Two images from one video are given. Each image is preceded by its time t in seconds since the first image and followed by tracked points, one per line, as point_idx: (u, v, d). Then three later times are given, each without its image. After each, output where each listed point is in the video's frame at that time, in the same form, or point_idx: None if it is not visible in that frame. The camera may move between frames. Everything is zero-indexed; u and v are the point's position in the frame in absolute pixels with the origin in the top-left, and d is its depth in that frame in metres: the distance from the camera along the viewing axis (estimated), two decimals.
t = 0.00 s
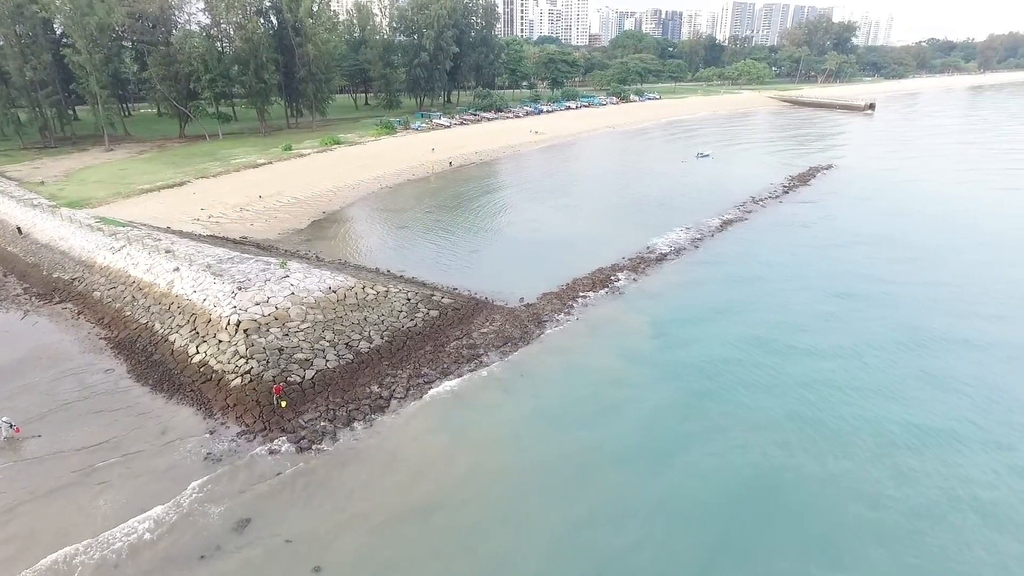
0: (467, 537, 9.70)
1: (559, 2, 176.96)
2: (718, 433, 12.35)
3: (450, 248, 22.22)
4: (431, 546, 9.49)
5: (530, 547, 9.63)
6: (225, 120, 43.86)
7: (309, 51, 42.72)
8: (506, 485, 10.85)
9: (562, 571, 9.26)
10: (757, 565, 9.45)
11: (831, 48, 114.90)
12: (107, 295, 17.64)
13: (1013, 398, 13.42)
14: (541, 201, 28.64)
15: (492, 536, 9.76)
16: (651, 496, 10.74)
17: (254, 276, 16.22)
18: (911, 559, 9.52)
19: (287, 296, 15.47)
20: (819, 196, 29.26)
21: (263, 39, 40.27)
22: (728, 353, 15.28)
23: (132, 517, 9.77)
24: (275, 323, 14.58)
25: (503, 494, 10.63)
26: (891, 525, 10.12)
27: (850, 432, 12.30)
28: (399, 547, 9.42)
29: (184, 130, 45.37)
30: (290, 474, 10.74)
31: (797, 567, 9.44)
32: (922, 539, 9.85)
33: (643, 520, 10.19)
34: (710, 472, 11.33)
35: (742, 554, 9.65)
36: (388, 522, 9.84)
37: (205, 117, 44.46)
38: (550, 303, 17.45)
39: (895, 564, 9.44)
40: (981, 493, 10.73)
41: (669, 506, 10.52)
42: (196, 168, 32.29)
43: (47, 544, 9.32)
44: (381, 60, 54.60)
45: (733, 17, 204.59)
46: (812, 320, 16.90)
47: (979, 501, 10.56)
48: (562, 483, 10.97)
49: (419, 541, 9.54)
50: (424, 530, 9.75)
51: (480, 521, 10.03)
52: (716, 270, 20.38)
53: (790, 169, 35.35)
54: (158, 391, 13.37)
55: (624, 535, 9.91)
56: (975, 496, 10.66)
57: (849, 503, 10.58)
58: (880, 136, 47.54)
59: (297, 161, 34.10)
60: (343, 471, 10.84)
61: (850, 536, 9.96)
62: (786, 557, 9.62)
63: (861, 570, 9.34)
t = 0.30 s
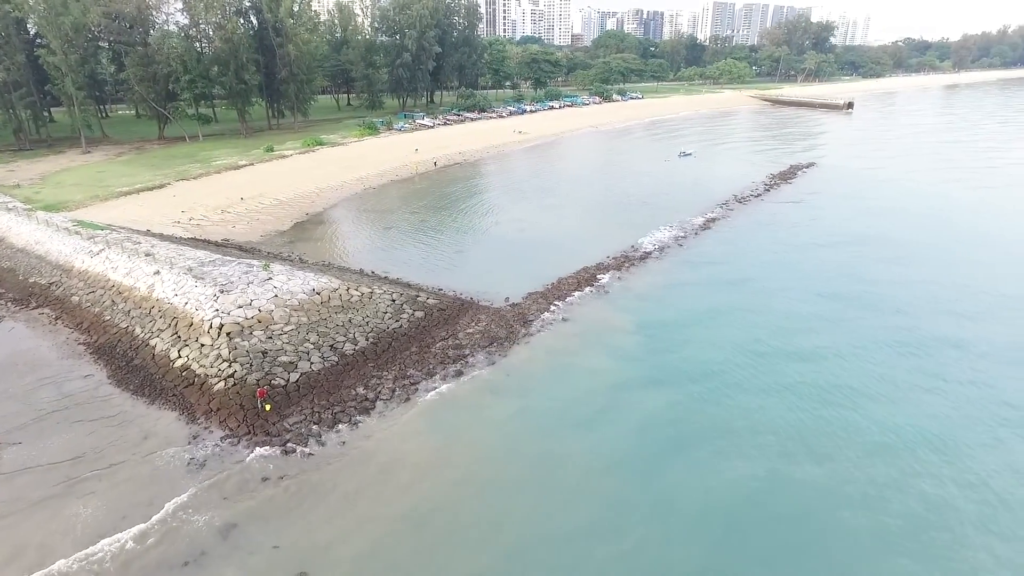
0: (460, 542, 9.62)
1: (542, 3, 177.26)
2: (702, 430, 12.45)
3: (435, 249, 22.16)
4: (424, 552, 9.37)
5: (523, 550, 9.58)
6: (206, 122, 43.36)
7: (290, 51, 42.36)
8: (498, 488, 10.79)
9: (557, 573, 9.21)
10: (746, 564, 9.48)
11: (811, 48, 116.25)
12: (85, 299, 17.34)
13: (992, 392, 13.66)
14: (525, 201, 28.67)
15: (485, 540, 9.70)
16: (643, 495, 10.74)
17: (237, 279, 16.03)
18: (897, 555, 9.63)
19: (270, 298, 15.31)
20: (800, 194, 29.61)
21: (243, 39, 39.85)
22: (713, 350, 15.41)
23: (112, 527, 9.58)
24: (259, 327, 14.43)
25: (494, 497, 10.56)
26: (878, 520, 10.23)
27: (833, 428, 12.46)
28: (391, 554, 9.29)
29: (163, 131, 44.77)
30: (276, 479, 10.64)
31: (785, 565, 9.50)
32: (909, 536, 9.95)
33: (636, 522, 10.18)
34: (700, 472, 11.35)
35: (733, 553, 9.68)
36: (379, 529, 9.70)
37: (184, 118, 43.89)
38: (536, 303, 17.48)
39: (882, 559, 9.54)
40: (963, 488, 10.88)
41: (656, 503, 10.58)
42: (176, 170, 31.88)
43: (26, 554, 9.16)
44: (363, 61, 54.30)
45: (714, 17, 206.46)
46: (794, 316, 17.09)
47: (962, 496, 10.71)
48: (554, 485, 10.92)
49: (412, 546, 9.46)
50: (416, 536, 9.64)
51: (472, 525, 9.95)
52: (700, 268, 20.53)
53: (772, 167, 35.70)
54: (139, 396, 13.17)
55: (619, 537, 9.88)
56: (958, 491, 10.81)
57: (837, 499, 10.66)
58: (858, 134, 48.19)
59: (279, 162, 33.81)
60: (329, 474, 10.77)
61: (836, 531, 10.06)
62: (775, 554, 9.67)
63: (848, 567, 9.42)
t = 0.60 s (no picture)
0: (452, 545, 9.59)
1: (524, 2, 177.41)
2: (687, 426, 12.56)
3: (419, 249, 22.10)
4: (416, 556, 9.32)
5: (516, 552, 9.56)
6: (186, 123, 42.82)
7: (271, 52, 41.95)
8: (489, 489, 10.76)
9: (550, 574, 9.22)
10: (733, 559, 9.54)
11: (791, 47, 117.53)
12: (64, 304, 17.06)
13: (971, 384, 13.89)
14: (510, 201, 28.69)
15: (478, 542, 9.67)
16: (633, 494, 10.77)
17: (220, 281, 15.84)
18: (881, 547, 9.73)
19: (253, 301, 15.16)
20: (781, 192, 29.93)
21: (223, 40, 39.43)
22: (697, 348, 15.53)
23: (93, 534, 9.45)
24: (242, 329, 14.28)
25: (486, 499, 10.54)
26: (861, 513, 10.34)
27: (815, 421, 12.62)
28: (383, 558, 9.24)
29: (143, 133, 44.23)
30: (261, 483, 10.54)
31: (769, 558, 9.57)
32: (893, 528, 10.06)
33: (626, 520, 10.21)
34: (688, 468, 11.43)
35: (719, 548, 9.74)
36: (370, 533, 9.64)
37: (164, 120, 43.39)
38: (521, 302, 17.50)
39: (866, 551, 9.66)
40: (944, 480, 11.02)
41: (641, 500, 10.64)
42: (157, 173, 31.49)
43: (6, 563, 9.00)
44: (345, 61, 54.04)
45: (695, 17, 208.11)
46: (777, 314, 17.27)
47: (944, 487, 10.85)
48: (545, 485, 10.92)
49: (403, 549, 9.41)
50: (408, 538, 9.60)
51: (463, 526, 9.92)
52: (684, 266, 20.69)
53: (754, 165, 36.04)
54: (121, 402, 12.98)
55: (610, 536, 9.92)
56: (940, 483, 10.95)
57: (819, 493, 10.79)
58: (838, 132, 48.82)
59: (261, 163, 33.53)
60: (315, 477, 10.69)
61: (820, 524, 10.16)
62: (760, 548, 9.74)
63: (832, 560, 9.51)
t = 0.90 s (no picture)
0: (448, 548, 9.54)
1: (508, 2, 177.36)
2: (674, 424, 12.65)
3: (405, 250, 22.05)
4: (409, 559, 9.27)
5: (511, 553, 9.54)
6: (166, 125, 42.26)
7: (253, 52, 41.57)
8: (482, 491, 10.73)
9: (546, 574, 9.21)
10: (720, 554, 9.63)
11: (772, 47, 118.64)
12: (43, 309, 16.81)
13: (950, 378, 14.12)
14: (496, 200, 28.70)
15: (473, 545, 9.63)
16: (621, 491, 10.84)
17: (203, 284, 15.68)
18: (864, 540, 9.84)
19: (238, 304, 15.02)
20: (764, 190, 30.24)
21: (204, 40, 38.97)
22: (683, 346, 15.65)
23: (74, 543, 9.30)
24: (227, 333, 14.15)
25: (479, 501, 10.50)
26: (846, 508, 10.45)
27: (798, 417, 12.77)
28: (374, 560, 9.20)
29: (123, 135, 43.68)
30: (248, 487, 10.46)
31: (757, 554, 9.65)
32: (876, 521, 10.18)
33: (619, 520, 10.23)
34: (676, 465, 11.51)
35: (709, 546, 9.80)
36: (364, 538, 9.57)
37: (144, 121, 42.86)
38: (508, 302, 17.52)
39: (850, 543, 9.79)
40: (927, 473, 11.19)
41: (630, 497, 10.71)
42: (137, 175, 31.08)
43: None
44: (328, 61, 53.71)
45: (677, 17, 209.64)
46: (761, 311, 17.43)
47: (927, 481, 11.00)
48: (537, 486, 10.92)
49: (393, 551, 9.39)
50: (403, 543, 9.54)
51: (453, 528, 9.91)
52: (669, 264, 20.84)
53: (737, 164, 36.37)
54: (103, 408, 12.81)
55: (601, 535, 9.94)
56: (923, 477, 11.10)
57: (804, 487, 10.91)
58: (818, 131, 49.45)
59: (244, 165, 33.25)
60: (304, 481, 10.63)
61: (808, 519, 10.25)
62: (749, 545, 9.80)
63: (820, 555, 9.60)
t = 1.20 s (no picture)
0: (441, 550, 9.49)
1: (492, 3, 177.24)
2: (661, 421, 12.70)
3: (391, 251, 21.96)
4: (400, 562, 9.22)
5: (504, 554, 9.51)
6: (147, 126, 41.69)
7: (235, 53, 41.19)
8: (474, 494, 10.68)
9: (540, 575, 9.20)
10: (708, 551, 9.69)
11: (754, 46, 119.69)
12: (22, 314, 16.52)
13: (931, 372, 14.30)
14: (481, 200, 28.69)
15: (468, 547, 9.59)
16: (611, 490, 10.88)
17: (186, 287, 15.47)
18: (849, 534, 9.94)
19: (222, 307, 14.84)
20: (748, 189, 30.51)
21: (184, 41, 38.54)
22: (670, 344, 15.73)
23: (55, 551, 9.15)
24: (211, 336, 13.98)
25: (473, 503, 10.45)
26: (833, 502, 10.57)
27: (784, 413, 12.89)
28: (363, 564, 9.14)
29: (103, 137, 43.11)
30: (234, 492, 10.35)
31: (746, 551, 9.69)
32: (860, 514, 10.30)
33: (609, 518, 10.26)
34: (664, 462, 11.57)
35: (704, 543, 9.83)
36: (356, 543, 9.50)
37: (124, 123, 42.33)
38: (495, 302, 17.52)
39: (835, 537, 9.89)
40: (909, 466, 11.33)
41: (619, 495, 10.75)
42: (117, 177, 30.67)
43: None
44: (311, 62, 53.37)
45: (660, 17, 210.79)
46: (746, 309, 17.57)
47: (909, 473, 11.14)
48: (530, 486, 10.90)
49: (383, 553, 9.33)
50: (398, 546, 9.48)
51: (444, 530, 9.87)
52: (655, 263, 20.96)
53: (721, 163, 36.66)
54: (85, 414, 12.61)
55: (590, 533, 9.96)
56: (905, 469, 11.25)
57: (790, 482, 11.02)
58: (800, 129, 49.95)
59: (227, 166, 32.94)
60: (292, 485, 10.54)
61: (795, 514, 10.35)
62: (738, 541, 9.87)
63: (807, 548, 9.67)
